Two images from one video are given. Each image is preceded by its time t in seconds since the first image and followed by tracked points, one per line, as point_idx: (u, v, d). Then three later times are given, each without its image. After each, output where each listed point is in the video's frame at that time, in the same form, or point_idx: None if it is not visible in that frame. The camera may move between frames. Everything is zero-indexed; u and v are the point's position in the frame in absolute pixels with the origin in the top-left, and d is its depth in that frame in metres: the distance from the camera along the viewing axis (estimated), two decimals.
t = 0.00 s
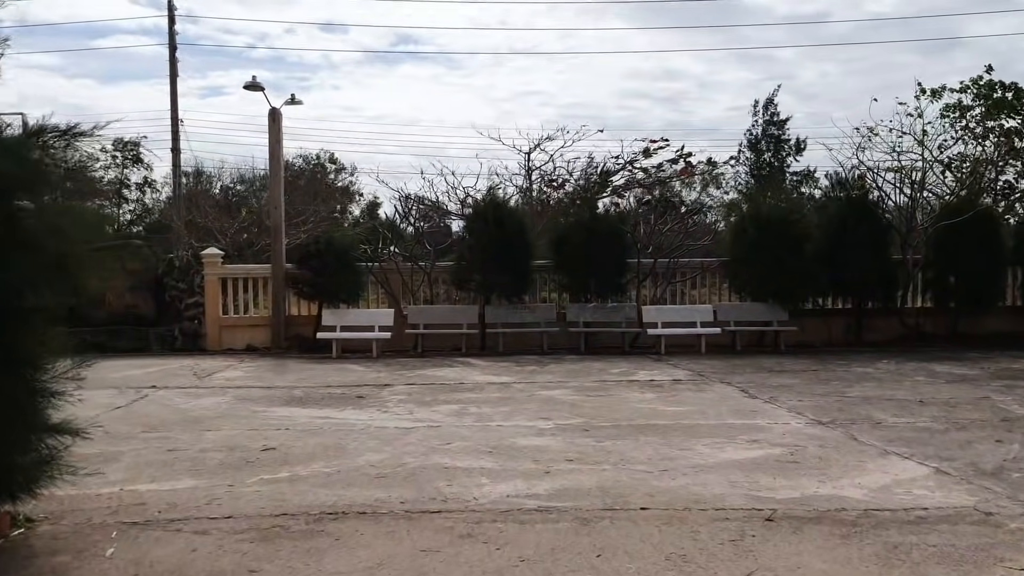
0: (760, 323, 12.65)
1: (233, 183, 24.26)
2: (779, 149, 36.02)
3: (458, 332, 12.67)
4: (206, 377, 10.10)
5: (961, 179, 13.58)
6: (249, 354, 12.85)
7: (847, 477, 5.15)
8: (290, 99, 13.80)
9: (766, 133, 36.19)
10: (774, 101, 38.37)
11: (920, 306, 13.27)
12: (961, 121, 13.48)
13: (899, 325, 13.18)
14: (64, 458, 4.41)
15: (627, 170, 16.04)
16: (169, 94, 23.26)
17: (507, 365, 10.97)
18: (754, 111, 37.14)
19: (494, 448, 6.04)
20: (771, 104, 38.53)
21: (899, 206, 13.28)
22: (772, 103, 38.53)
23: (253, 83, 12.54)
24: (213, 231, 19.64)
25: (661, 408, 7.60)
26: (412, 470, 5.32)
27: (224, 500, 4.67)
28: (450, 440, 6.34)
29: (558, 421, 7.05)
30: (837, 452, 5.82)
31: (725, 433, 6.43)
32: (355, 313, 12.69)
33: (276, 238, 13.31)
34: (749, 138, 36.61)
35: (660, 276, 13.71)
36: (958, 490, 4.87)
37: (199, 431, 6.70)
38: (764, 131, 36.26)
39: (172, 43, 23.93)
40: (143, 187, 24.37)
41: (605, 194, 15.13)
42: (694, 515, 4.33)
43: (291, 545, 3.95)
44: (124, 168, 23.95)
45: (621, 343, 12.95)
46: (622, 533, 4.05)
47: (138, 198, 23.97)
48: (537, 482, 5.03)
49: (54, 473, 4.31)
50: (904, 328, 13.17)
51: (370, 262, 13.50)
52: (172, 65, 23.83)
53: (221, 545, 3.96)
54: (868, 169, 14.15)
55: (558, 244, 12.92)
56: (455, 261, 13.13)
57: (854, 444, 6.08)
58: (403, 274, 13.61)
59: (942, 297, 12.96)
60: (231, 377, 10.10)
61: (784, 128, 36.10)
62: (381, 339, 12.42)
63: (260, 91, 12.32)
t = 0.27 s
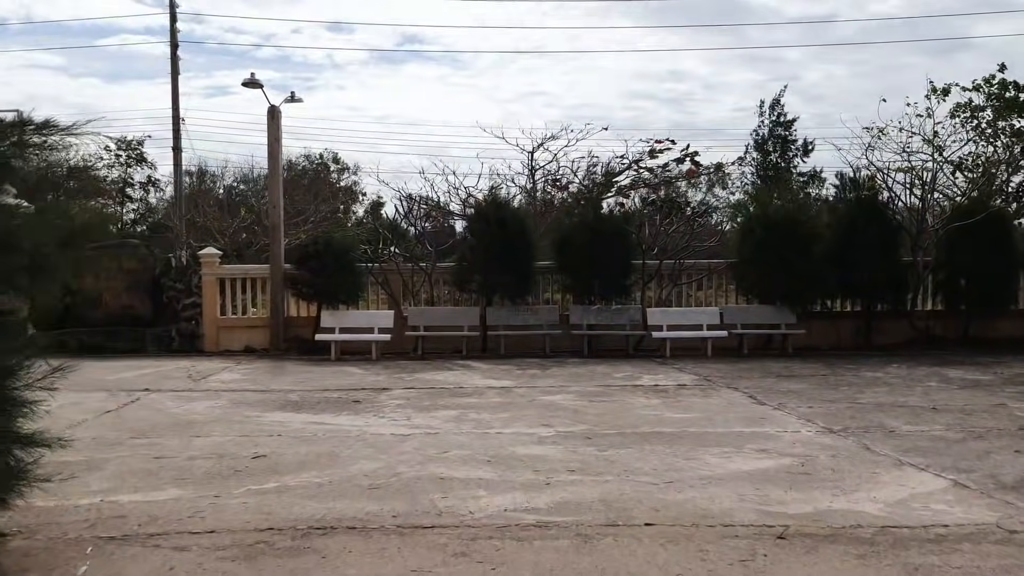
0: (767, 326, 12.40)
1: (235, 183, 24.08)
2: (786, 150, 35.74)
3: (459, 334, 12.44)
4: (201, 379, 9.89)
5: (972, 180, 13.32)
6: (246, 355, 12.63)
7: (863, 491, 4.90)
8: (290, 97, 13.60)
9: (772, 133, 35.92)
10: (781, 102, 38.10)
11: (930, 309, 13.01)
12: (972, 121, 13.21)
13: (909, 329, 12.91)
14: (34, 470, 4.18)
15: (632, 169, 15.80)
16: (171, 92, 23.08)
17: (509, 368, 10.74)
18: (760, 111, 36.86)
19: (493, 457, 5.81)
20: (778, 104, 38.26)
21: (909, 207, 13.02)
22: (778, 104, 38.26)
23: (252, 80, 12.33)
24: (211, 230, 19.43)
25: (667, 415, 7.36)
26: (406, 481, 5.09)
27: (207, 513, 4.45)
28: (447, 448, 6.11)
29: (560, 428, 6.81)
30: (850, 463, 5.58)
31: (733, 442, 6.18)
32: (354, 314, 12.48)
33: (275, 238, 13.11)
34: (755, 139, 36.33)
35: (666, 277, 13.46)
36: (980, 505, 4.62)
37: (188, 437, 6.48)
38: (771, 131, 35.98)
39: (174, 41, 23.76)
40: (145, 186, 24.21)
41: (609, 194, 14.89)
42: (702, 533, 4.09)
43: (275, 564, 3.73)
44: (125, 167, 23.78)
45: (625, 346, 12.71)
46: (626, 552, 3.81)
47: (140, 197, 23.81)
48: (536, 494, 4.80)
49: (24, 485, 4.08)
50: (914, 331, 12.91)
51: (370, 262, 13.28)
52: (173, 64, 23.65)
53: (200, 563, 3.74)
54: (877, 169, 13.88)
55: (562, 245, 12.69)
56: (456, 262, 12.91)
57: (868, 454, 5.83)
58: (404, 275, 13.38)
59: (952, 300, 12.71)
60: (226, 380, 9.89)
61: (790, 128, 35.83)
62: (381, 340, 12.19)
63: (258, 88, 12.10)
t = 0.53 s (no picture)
0: (772, 326, 12.16)
1: (234, 182, 23.88)
2: (788, 149, 35.50)
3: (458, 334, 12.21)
4: (194, 381, 9.68)
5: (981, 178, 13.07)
6: (241, 355, 12.41)
7: (877, 500, 4.68)
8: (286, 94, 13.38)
9: (774, 133, 35.69)
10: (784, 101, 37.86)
11: (938, 309, 12.77)
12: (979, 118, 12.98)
13: (916, 329, 12.67)
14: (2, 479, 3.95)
15: (634, 167, 15.58)
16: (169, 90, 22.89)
17: (509, 369, 10.51)
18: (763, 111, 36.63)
19: (489, 462, 5.58)
20: (781, 103, 38.00)
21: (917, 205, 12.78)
22: (781, 103, 38.01)
23: (247, 76, 12.11)
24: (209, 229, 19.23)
25: (670, 418, 7.13)
26: (398, 489, 4.87)
27: (188, 523, 4.23)
28: (442, 453, 5.88)
29: (559, 432, 6.59)
30: (861, 469, 5.35)
31: (739, 447, 5.96)
32: (351, 314, 12.26)
33: (271, 236, 12.89)
34: (758, 138, 36.10)
35: (668, 276, 13.24)
36: (1001, 515, 4.39)
37: (175, 441, 6.26)
38: (773, 131, 35.74)
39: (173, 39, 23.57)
40: (145, 185, 24.04)
41: (611, 192, 14.67)
42: (708, 546, 3.87)
43: None
44: (123, 165, 23.58)
45: (627, 347, 12.48)
46: (628, 567, 3.59)
47: (140, 196, 23.63)
48: (534, 503, 4.57)
49: None
50: (921, 331, 12.67)
51: (368, 261, 13.06)
52: (172, 61, 23.45)
53: None
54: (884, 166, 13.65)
55: (563, 243, 12.47)
56: (455, 261, 12.69)
57: (880, 460, 5.60)
58: (402, 274, 13.15)
59: (960, 299, 12.49)
60: (219, 381, 9.68)
61: (793, 128, 35.58)
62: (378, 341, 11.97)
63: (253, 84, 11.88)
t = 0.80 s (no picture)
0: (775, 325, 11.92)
1: (230, 180, 23.62)
2: (788, 146, 35.25)
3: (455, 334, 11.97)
4: (184, 382, 9.44)
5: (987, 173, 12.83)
6: (234, 356, 12.17)
7: (893, 510, 4.44)
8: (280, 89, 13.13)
9: (774, 130, 35.44)
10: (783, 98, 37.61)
11: (943, 307, 12.54)
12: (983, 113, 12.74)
13: (922, 327, 12.44)
14: None
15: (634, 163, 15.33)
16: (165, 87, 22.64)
17: (507, 370, 10.27)
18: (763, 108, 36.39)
19: (486, 470, 5.33)
20: (781, 100, 37.76)
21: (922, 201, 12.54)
22: (781, 100, 37.76)
23: (238, 70, 11.86)
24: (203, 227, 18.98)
25: (673, 422, 6.89)
26: (389, 499, 4.63)
27: (165, 539, 3.99)
28: (436, 459, 5.64)
29: (558, 437, 6.34)
30: (874, 477, 5.11)
31: (746, 453, 5.72)
32: (345, 313, 12.02)
33: (264, 234, 12.64)
34: (757, 135, 35.85)
35: (669, 274, 12.99)
36: None
37: (159, 448, 6.02)
38: (773, 127, 35.50)
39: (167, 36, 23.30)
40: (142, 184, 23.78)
41: (610, 188, 14.42)
42: (717, 562, 3.63)
43: None
44: (119, 164, 23.33)
45: (627, 346, 12.24)
46: None
47: (135, 195, 23.37)
48: (532, 515, 4.33)
49: None
50: (927, 330, 12.44)
51: (363, 259, 12.82)
52: (166, 58, 23.19)
53: None
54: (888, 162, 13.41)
55: (561, 241, 12.23)
56: (452, 259, 12.45)
57: (893, 467, 5.36)
58: (398, 272, 12.91)
59: (966, 297, 12.26)
60: (209, 383, 9.43)
61: (793, 125, 35.34)
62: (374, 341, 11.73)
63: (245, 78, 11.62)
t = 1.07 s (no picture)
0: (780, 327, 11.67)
1: (228, 181, 23.42)
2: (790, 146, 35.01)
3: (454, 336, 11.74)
4: (176, 386, 9.22)
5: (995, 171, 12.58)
6: (229, 358, 11.95)
7: (912, 522, 4.21)
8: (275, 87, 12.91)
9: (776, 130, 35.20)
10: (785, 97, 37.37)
11: (952, 307, 12.29)
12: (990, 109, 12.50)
13: (930, 328, 12.19)
14: None
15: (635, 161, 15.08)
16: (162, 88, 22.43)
17: (506, 373, 10.04)
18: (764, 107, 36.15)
19: (482, 479, 5.10)
20: (783, 100, 37.50)
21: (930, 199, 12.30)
22: (783, 100, 37.51)
23: (232, 67, 11.64)
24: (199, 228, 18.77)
25: (678, 427, 6.66)
26: (380, 511, 4.40)
27: (140, 556, 3.76)
28: (431, 467, 5.40)
29: (558, 443, 6.11)
30: (890, 486, 4.87)
31: (755, 460, 5.48)
32: (342, 315, 11.80)
33: (259, 234, 12.42)
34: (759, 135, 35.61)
35: (672, 274, 12.75)
36: None
37: (144, 456, 5.78)
38: (775, 127, 35.26)
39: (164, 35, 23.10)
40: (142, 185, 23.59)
41: (612, 187, 14.19)
42: None
43: None
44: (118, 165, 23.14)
45: (630, 348, 12.00)
46: None
47: (135, 196, 23.19)
48: (530, 529, 4.09)
49: None
50: (935, 330, 12.19)
51: (360, 260, 12.59)
52: (164, 59, 22.99)
53: None
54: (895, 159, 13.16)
55: (562, 240, 12.00)
56: (451, 259, 12.22)
57: (909, 475, 5.12)
58: (396, 273, 12.68)
59: (975, 297, 12.02)
60: (202, 387, 9.21)
61: (795, 124, 35.11)
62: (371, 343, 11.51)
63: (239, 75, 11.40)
